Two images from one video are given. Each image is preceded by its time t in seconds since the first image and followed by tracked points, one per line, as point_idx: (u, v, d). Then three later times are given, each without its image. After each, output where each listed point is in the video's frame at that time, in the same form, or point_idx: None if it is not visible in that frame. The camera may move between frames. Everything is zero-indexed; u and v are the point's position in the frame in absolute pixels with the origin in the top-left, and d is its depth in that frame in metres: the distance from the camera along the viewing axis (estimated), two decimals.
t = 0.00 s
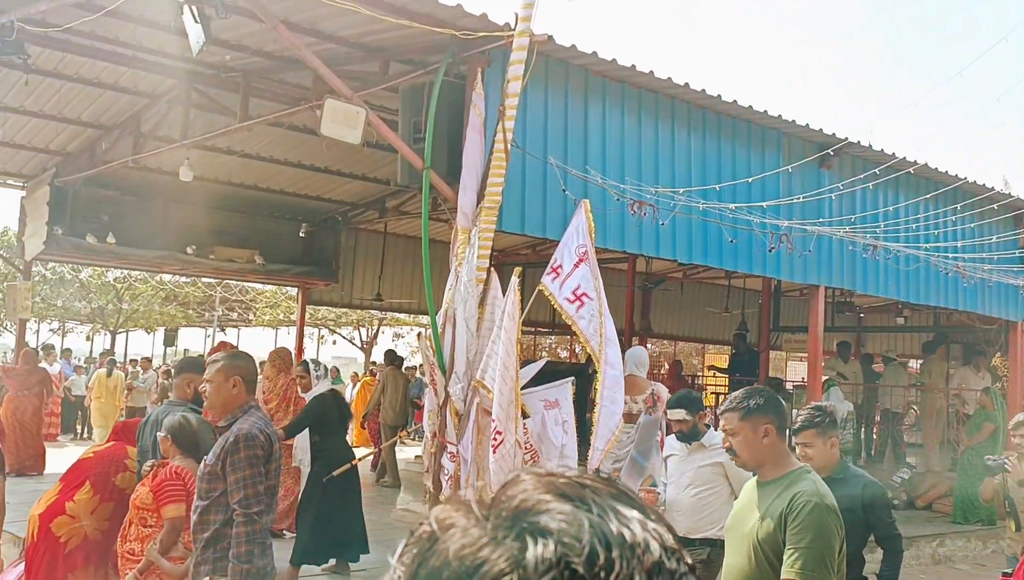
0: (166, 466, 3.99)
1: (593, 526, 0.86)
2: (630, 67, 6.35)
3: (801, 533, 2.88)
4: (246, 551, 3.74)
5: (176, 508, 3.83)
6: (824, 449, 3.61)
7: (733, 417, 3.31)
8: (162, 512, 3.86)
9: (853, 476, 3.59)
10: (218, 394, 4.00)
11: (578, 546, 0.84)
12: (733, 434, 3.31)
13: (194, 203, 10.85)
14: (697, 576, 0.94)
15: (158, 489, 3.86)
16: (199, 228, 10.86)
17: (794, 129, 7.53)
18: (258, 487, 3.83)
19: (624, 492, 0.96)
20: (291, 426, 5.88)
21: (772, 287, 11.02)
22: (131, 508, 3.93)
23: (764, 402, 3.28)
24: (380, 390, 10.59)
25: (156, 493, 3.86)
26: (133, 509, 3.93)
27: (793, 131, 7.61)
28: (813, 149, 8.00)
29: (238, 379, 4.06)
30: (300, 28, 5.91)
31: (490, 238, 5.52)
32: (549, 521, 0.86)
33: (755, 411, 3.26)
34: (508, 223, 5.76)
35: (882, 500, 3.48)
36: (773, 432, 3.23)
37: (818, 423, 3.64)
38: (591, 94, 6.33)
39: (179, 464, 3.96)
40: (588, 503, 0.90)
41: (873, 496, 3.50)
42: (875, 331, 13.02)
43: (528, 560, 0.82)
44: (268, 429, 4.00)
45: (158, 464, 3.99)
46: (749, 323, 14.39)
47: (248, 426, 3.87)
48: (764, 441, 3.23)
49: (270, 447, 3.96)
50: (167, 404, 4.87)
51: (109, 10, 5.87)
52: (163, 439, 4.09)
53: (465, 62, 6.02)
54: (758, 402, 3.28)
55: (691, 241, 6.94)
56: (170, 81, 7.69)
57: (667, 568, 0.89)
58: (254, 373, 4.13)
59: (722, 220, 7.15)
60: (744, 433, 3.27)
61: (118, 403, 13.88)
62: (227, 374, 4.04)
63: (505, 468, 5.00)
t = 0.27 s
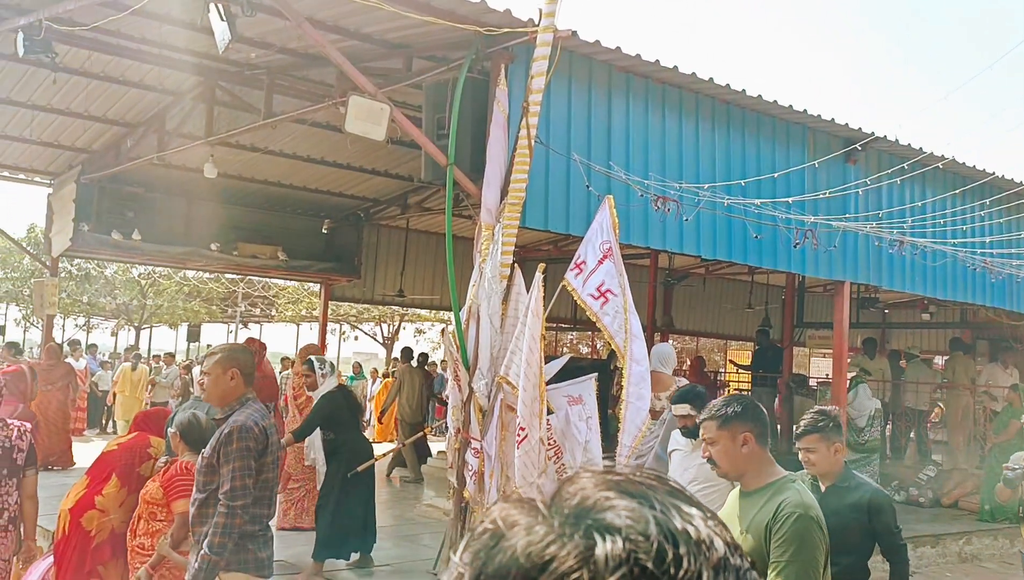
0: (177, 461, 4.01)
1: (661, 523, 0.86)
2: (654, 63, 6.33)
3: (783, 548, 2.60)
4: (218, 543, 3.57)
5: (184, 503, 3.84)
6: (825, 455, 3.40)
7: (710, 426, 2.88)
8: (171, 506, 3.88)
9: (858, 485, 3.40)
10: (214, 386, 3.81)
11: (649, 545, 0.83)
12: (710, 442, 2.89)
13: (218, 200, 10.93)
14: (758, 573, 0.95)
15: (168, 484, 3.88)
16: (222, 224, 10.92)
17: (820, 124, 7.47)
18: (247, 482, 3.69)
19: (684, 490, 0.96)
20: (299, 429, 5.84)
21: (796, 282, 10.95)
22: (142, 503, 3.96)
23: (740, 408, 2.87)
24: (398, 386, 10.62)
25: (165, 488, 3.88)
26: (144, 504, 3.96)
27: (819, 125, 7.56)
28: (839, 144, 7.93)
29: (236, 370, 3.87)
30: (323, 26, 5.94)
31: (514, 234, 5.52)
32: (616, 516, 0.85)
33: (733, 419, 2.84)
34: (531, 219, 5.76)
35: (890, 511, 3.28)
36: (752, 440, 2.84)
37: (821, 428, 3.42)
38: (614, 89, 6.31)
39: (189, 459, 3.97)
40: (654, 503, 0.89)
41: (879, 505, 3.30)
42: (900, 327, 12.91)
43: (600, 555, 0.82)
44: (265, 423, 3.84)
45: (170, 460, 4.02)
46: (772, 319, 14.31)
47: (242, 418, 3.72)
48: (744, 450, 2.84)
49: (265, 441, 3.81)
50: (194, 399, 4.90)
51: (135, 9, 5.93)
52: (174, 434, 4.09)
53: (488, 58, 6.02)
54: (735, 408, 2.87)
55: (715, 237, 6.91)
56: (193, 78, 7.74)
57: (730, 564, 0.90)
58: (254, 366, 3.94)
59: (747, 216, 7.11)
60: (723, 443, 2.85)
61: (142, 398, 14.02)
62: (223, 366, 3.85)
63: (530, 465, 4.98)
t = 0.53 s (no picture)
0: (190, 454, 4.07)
1: (724, 514, 0.85)
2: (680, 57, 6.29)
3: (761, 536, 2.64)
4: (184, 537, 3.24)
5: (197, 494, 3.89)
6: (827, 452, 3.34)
7: (684, 416, 2.84)
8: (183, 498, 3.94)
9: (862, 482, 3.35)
10: (206, 383, 3.54)
11: (716, 539, 0.83)
12: (686, 432, 2.86)
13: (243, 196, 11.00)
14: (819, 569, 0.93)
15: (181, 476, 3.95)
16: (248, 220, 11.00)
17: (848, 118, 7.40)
18: (232, 481, 3.37)
19: (740, 481, 0.95)
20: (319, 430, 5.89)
21: (822, 278, 10.86)
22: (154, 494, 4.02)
23: (715, 396, 2.82)
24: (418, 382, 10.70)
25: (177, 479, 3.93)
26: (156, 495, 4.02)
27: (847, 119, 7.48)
28: (866, 138, 7.86)
29: (231, 368, 3.59)
30: (348, 22, 5.96)
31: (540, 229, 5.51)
32: (681, 506, 0.85)
33: (707, 409, 2.80)
34: (557, 215, 5.75)
35: (893, 511, 3.21)
36: (728, 428, 2.83)
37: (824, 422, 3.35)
38: (639, 84, 6.28)
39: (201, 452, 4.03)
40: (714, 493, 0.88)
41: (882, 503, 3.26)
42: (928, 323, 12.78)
43: (666, 547, 0.81)
44: (257, 419, 3.52)
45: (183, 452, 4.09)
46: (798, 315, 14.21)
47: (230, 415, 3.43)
48: (720, 439, 2.82)
49: (257, 439, 3.49)
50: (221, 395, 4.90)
51: (163, 6, 5.97)
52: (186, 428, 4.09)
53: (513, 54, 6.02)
54: (709, 397, 2.82)
55: (742, 232, 6.87)
56: (219, 76, 7.78)
57: (794, 555, 0.89)
58: (250, 364, 3.65)
59: (773, 210, 7.06)
60: (698, 433, 2.82)
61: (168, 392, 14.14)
62: (218, 363, 3.58)
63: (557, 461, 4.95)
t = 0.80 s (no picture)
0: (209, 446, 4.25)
1: (787, 511, 0.84)
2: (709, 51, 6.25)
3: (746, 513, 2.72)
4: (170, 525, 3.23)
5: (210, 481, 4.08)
6: (828, 438, 3.29)
7: (671, 401, 2.93)
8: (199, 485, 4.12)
9: (864, 468, 3.25)
10: (198, 382, 3.58)
11: (779, 535, 0.82)
12: (674, 418, 2.94)
13: (272, 192, 11.08)
14: (882, 568, 0.92)
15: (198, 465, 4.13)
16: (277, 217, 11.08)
17: (880, 111, 7.32)
18: (215, 480, 3.37)
19: (799, 478, 0.94)
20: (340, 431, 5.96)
21: (853, 273, 10.75)
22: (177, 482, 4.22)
23: (702, 380, 2.90)
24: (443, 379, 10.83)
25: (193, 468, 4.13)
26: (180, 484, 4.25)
27: (879, 113, 7.41)
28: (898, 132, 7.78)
29: (223, 368, 3.63)
30: (378, 18, 5.98)
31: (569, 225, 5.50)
32: (742, 502, 0.84)
33: (692, 393, 2.88)
34: (586, 210, 5.74)
35: (895, 504, 3.10)
36: (715, 414, 2.86)
37: (824, 406, 3.33)
38: (668, 78, 6.25)
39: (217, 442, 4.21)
40: (773, 489, 0.87)
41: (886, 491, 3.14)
42: (961, 319, 12.62)
43: (731, 541, 0.80)
44: (245, 419, 3.51)
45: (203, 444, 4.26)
46: (827, 311, 14.09)
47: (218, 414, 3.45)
48: (707, 423, 2.86)
49: (244, 439, 3.46)
50: (254, 389, 4.96)
51: (194, 5, 6.02)
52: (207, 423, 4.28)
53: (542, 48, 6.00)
54: (696, 380, 2.90)
55: (771, 227, 6.82)
56: (249, 73, 7.83)
57: (859, 551, 0.88)
58: (243, 365, 3.69)
59: (803, 205, 7.00)
60: (686, 418, 2.89)
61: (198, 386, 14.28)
62: (210, 363, 3.63)
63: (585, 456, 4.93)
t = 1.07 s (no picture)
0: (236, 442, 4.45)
1: (843, 510, 0.83)
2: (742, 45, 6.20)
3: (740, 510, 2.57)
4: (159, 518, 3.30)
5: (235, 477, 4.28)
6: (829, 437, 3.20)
7: (658, 397, 2.85)
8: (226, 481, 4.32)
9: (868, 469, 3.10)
10: (186, 374, 3.59)
11: (837, 536, 0.81)
12: (661, 416, 2.85)
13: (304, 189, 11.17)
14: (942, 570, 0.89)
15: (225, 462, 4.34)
16: (309, 213, 11.17)
17: (916, 105, 7.22)
18: (204, 472, 3.41)
19: (853, 477, 0.93)
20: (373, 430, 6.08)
21: (887, 269, 10.62)
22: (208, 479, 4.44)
23: (689, 374, 2.82)
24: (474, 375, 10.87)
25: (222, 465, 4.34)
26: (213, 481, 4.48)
27: (915, 107, 7.31)
28: (935, 126, 7.67)
29: (213, 361, 3.64)
30: (410, 15, 6.00)
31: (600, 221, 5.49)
32: (795, 501, 0.83)
33: (679, 388, 2.80)
34: (617, 206, 5.72)
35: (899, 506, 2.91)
36: (703, 410, 2.77)
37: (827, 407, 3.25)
38: (700, 73, 6.21)
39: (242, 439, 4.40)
40: (827, 489, 0.86)
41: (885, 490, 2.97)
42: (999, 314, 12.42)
43: (787, 541, 0.80)
44: (231, 411, 3.53)
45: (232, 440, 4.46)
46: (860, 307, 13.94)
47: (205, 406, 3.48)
48: (696, 420, 2.77)
49: (229, 432, 3.48)
50: (290, 384, 5.04)
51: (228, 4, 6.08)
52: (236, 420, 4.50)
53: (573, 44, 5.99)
54: (683, 375, 2.83)
55: (805, 223, 6.76)
56: (281, 71, 7.89)
57: (916, 552, 0.85)
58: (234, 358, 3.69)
59: (837, 200, 6.93)
60: (672, 414, 2.80)
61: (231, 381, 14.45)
62: (201, 356, 3.64)
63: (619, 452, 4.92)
